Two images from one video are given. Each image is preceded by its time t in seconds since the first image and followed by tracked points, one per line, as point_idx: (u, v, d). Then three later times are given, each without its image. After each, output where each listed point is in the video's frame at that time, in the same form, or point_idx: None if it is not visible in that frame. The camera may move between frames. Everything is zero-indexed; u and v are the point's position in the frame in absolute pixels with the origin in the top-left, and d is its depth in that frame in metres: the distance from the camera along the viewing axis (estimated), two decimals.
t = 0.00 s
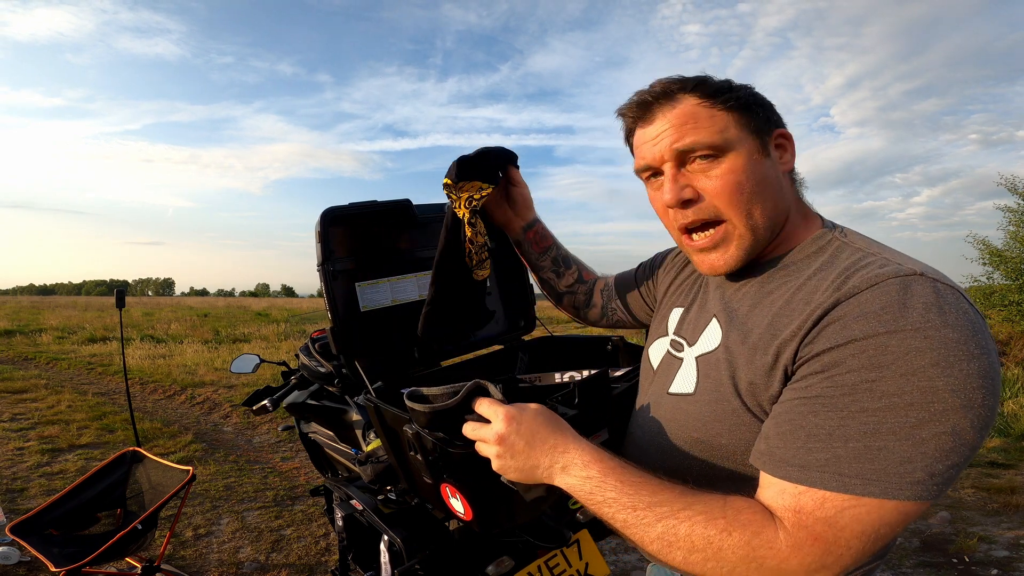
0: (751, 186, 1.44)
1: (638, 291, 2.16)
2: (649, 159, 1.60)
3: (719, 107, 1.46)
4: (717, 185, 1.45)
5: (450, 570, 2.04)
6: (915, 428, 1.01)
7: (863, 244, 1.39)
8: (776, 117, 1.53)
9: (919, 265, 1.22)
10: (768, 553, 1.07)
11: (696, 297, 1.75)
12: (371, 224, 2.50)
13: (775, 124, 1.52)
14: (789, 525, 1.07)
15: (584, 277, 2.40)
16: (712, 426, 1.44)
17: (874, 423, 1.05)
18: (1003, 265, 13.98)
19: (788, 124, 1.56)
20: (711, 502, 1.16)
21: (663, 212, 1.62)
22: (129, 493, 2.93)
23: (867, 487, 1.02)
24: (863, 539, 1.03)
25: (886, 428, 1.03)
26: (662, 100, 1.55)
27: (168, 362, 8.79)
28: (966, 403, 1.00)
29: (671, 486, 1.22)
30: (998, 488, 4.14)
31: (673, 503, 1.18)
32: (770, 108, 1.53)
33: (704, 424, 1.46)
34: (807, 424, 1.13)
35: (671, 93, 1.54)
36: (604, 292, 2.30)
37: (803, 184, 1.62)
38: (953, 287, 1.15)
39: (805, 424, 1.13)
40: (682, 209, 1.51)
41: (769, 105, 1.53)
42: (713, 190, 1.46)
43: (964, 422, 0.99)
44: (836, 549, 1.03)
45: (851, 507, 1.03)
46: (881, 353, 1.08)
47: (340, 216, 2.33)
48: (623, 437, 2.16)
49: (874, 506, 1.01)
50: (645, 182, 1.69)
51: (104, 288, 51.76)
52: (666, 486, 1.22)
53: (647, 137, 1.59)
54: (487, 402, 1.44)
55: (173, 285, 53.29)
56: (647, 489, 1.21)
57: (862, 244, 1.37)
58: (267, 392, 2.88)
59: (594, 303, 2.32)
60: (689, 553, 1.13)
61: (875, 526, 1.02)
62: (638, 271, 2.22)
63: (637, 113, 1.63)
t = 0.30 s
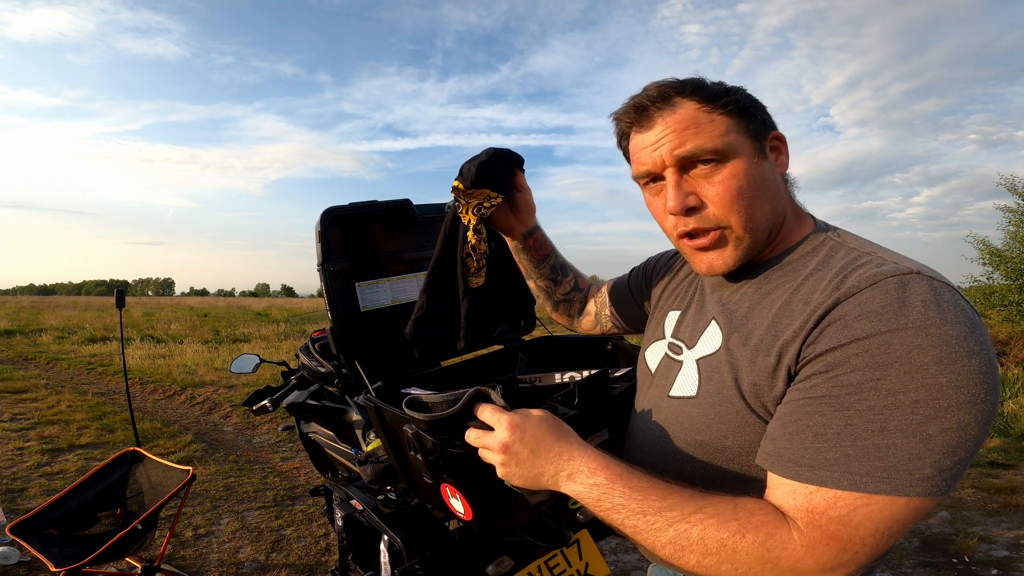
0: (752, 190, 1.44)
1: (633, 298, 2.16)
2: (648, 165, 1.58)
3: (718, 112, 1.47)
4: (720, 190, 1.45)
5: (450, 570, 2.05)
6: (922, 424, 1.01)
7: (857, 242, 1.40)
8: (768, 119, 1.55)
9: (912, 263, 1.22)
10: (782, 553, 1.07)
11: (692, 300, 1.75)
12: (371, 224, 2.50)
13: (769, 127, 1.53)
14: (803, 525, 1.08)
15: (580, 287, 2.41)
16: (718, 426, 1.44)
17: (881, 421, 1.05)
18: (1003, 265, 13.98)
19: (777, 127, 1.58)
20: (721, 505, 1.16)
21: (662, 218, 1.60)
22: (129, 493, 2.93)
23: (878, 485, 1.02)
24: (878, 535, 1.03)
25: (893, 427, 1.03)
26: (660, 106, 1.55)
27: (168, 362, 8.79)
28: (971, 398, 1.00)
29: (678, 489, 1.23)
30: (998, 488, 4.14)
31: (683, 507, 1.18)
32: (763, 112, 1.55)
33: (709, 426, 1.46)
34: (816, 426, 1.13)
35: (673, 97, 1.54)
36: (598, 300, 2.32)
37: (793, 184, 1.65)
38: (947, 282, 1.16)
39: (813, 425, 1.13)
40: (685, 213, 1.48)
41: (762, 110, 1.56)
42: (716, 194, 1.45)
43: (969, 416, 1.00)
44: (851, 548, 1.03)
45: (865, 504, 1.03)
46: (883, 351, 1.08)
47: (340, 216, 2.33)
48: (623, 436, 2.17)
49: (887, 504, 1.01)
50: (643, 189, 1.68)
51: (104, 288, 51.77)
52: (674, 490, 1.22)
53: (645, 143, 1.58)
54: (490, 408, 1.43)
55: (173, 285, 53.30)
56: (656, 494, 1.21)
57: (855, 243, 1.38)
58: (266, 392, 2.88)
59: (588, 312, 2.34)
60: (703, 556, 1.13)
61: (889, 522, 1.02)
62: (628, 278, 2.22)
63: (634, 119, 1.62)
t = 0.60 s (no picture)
0: (724, 194, 1.44)
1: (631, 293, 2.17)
2: (628, 168, 1.61)
3: (694, 114, 1.45)
4: (691, 195, 1.46)
5: (450, 570, 2.05)
6: (912, 428, 1.01)
7: (853, 245, 1.39)
8: (761, 116, 1.53)
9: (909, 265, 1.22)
10: (773, 557, 1.07)
11: (689, 300, 1.75)
12: (371, 223, 2.50)
13: (757, 124, 1.49)
14: (793, 528, 1.07)
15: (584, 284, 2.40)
16: (709, 427, 1.43)
17: (871, 423, 1.05)
18: (1003, 265, 13.99)
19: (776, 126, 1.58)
20: (710, 508, 1.16)
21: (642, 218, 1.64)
22: (129, 494, 2.93)
23: (864, 487, 1.02)
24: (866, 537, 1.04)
25: (883, 430, 1.03)
26: (640, 108, 1.56)
27: (168, 362, 8.79)
28: (962, 403, 1.00)
29: (665, 491, 1.22)
30: (998, 488, 4.15)
31: (670, 510, 1.17)
32: (753, 107, 1.52)
33: (700, 427, 1.46)
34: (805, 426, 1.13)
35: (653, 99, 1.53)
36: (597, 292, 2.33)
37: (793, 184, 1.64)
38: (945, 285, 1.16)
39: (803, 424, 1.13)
40: (657, 218, 1.52)
41: (750, 105, 1.52)
42: (686, 201, 1.46)
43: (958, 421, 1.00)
44: (840, 552, 1.04)
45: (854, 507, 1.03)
46: (876, 353, 1.08)
47: (340, 216, 2.33)
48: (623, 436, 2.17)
49: (874, 506, 1.02)
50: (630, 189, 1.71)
51: (104, 288, 51.79)
52: (660, 492, 1.21)
53: (625, 147, 1.60)
54: (460, 400, 1.47)
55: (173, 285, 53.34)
56: (641, 499, 1.19)
57: (851, 245, 1.38)
58: (266, 392, 2.88)
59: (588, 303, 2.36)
60: (691, 559, 1.13)
61: (879, 525, 1.02)
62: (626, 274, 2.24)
63: (618, 121, 1.63)
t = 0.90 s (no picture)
0: (716, 189, 1.48)
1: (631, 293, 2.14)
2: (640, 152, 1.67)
3: (701, 107, 1.48)
4: (686, 188, 1.51)
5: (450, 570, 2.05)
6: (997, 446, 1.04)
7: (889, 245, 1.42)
8: (793, 105, 1.50)
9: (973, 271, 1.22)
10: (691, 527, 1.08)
11: (695, 295, 1.72)
12: (372, 223, 2.49)
13: (774, 117, 1.45)
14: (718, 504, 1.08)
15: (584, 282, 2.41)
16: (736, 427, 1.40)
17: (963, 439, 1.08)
18: (1003, 265, 14.00)
19: (813, 116, 1.54)
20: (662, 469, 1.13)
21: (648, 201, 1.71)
22: (129, 494, 2.93)
23: (997, 493, 1.04)
24: (904, 560, 1.08)
25: (978, 447, 1.06)
26: (659, 95, 1.60)
27: (168, 362, 8.80)
28: None
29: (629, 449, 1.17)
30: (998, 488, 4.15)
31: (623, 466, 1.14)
32: (776, 97, 1.48)
33: (731, 425, 1.41)
34: (892, 440, 1.16)
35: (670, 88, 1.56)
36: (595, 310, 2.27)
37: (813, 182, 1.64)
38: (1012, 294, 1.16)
39: (888, 437, 1.17)
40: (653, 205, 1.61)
41: (774, 95, 1.50)
42: (679, 192, 1.52)
43: None
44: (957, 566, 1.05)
45: (935, 529, 1.09)
46: (976, 365, 1.08)
47: (340, 216, 2.33)
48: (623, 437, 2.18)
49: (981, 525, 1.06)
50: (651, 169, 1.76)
51: (104, 288, 51.81)
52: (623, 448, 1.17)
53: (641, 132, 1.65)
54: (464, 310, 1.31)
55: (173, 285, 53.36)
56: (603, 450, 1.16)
57: (889, 245, 1.40)
58: (266, 392, 2.88)
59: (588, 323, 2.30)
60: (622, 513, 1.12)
61: (942, 556, 1.06)
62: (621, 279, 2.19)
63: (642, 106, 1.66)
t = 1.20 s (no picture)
0: (772, 181, 1.45)
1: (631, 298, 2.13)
2: (670, 145, 1.58)
3: (750, 103, 1.47)
4: (746, 178, 1.45)
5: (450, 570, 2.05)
6: (979, 426, 1.02)
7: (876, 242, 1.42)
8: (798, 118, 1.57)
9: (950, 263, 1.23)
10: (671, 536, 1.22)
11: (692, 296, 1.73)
12: (372, 223, 2.49)
13: (797, 124, 1.55)
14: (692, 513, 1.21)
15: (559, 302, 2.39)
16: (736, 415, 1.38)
17: (944, 419, 1.06)
18: (1003, 265, 14.03)
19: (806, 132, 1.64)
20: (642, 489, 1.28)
21: (679, 202, 1.59)
22: (129, 494, 2.93)
23: (980, 475, 1.01)
24: (864, 552, 1.09)
25: (956, 428, 1.04)
26: (690, 90, 1.55)
27: (168, 362, 8.79)
28: None
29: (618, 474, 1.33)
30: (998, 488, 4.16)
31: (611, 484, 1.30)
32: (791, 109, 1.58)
33: (729, 414, 1.39)
34: (874, 421, 1.15)
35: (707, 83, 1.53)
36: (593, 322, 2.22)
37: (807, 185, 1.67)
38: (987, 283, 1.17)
39: (872, 421, 1.16)
40: (704, 196, 1.48)
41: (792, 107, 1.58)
42: (737, 183, 1.45)
43: None
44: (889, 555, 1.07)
45: (893, 521, 1.10)
46: (947, 346, 1.08)
47: (340, 216, 2.32)
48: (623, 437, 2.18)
49: (954, 510, 1.04)
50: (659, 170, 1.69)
51: (104, 288, 51.80)
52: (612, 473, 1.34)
53: (668, 124, 1.58)
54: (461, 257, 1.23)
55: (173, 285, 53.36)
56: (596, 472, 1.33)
57: (875, 241, 1.41)
58: (266, 392, 2.88)
59: (587, 337, 2.24)
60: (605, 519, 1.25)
61: (900, 547, 1.06)
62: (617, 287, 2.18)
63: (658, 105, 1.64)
